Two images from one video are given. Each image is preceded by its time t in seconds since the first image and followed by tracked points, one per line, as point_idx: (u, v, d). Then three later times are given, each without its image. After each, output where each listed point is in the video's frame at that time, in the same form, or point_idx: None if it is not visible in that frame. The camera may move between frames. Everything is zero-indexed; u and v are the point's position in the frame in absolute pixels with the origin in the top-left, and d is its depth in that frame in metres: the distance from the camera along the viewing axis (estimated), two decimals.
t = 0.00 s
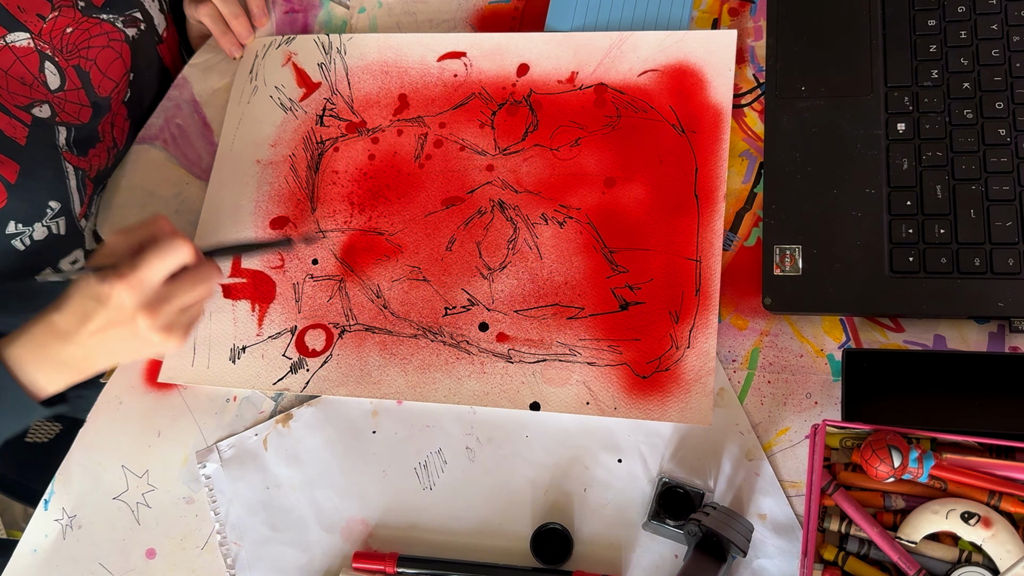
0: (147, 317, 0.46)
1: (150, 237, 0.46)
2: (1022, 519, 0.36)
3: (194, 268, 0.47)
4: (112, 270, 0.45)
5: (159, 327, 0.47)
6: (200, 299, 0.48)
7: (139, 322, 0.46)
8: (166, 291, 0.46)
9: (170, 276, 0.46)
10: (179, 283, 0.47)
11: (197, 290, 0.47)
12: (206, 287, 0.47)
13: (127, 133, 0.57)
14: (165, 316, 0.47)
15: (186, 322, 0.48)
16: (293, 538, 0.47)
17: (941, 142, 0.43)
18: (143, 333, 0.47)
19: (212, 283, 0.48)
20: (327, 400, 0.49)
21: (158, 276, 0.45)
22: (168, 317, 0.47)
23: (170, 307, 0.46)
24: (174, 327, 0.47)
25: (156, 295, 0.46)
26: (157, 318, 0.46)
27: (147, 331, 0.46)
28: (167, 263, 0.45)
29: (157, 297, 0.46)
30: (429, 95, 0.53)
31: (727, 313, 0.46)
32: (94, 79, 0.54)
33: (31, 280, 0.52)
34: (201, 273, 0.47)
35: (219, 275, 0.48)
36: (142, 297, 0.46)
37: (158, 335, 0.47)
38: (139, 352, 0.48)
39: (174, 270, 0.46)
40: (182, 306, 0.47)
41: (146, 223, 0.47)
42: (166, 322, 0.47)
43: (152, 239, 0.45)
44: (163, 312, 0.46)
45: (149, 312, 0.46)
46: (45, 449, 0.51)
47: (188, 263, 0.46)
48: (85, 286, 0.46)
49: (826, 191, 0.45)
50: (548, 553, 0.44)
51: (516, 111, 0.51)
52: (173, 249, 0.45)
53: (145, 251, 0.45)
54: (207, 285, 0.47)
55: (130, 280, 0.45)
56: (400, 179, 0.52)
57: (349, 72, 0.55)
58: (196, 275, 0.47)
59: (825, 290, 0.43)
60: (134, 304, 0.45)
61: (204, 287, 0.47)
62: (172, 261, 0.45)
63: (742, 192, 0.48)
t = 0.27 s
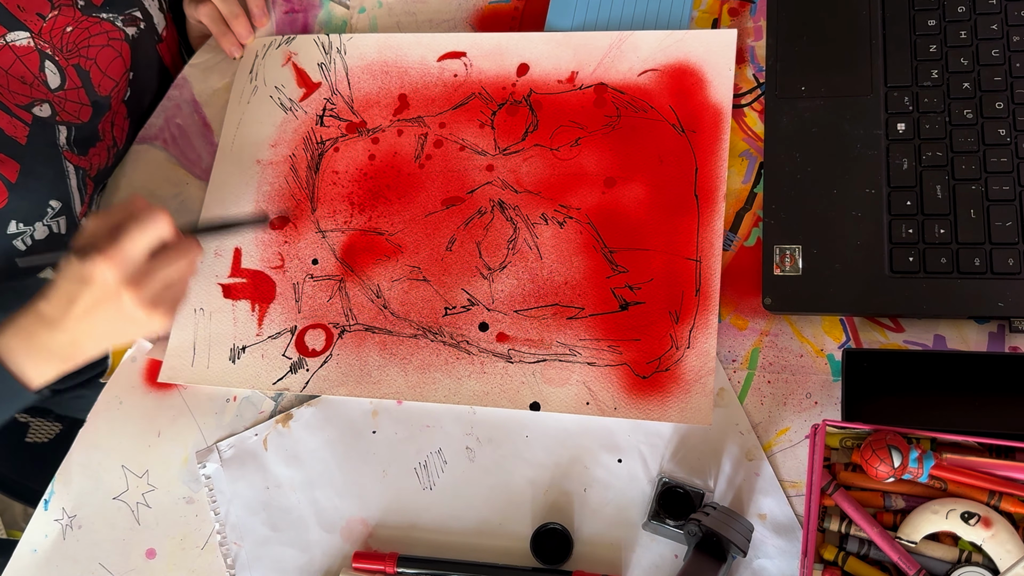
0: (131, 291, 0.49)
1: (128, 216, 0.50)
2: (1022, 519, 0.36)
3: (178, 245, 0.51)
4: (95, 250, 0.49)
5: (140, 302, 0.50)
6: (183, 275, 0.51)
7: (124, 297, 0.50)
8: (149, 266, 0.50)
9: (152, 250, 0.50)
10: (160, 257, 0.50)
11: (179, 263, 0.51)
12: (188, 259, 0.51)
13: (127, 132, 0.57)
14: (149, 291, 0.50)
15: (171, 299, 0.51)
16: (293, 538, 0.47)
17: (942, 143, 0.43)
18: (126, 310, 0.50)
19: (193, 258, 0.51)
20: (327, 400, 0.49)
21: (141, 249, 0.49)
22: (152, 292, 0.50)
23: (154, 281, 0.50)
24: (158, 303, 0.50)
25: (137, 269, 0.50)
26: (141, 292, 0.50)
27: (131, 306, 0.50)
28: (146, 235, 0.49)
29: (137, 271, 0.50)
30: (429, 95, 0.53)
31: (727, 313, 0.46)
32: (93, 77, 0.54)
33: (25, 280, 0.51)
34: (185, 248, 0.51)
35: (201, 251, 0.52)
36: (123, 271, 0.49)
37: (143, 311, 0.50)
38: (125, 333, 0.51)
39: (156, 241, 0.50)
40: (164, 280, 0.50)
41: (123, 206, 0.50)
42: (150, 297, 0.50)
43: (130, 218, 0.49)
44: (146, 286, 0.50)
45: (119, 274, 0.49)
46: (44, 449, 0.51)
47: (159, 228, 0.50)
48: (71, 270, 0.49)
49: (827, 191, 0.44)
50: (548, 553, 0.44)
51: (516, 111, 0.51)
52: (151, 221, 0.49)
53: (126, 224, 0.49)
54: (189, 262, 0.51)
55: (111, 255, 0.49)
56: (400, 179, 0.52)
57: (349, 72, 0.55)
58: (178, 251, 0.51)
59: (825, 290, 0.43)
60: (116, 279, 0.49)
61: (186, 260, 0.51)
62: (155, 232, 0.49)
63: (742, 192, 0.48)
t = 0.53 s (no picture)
0: (124, 283, 0.49)
1: (117, 212, 0.49)
2: (1022, 519, 0.36)
3: (164, 237, 0.50)
4: (83, 242, 0.48)
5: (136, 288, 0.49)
6: (175, 267, 0.51)
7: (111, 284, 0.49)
8: (142, 256, 0.50)
9: (143, 244, 0.50)
10: (152, 250, 0.50)
11: (173, 259, 0.51)
12: (173, 256, 0.51)
13: (127, 131, 0.57)
14: (141, 282, 0.50)
15: (162, 292, 0.51)
16: (293, 538, 0.47)
17: (942, 143, 0.43)
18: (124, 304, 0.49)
19: (179, 252, 0.51)
20: (327, 400, 0.49)
21: (131, 242, 0.49)
22: (144, 283, 0.50)
23: (146, 271, 0.50)
24: (157, 300, 0.50)
25: (128, 259, 0.49)
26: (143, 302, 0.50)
27: (123, 299, 0.49)
28: (138, 225, 0.48)
29: (129, 261, 0.49)
30: (429, 95, 0.53)
31: (727, 313, 0.46)
32: (94, 77, 0.54)
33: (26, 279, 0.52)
34: (174, 241, 0.50)
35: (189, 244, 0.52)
36: (115, 261, 0.49)
37: (136, 303, 0.50)
38: (127, 325, 0.50)
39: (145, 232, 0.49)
40: (159, 271, 0.50)
41: (115, 202, 0.50)
42: (145, 288, 0.50)
43: (117, 212, 0.49)
44: (139, 276, 0.49)
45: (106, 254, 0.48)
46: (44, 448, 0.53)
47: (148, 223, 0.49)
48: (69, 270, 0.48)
49: (827, 191, 0.44)
50: (548, 553, 0.44)
51: (516, 110, 0.51)
52: (141, 211, 0.48)
53: (117, 214, 0.48)
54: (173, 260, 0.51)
55: (102, 245, 0.48)
56: (400, 179, 0.52)
57: (349, 72, 0.55)
58: (163, 248, 0.50)
59: (825, 290, 0.43)
60: (107, 268, 0.49)
61: (176, 253, 0.51)
62: (144, 223, 0.49)
63: (742, 192, 0.48)
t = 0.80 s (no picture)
0: (121, 277, 0.46)
1: (110, 210, 0.46)
2: (1022, 519, 0.36)
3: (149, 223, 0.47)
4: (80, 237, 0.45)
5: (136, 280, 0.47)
6: (172, 259, 0.49)
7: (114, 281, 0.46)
8: (136, 253, 0.47)
9: (138, 239, 0.47)
10: (143, 246, 0.47)
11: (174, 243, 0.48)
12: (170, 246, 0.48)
13: (127, 132, 0.57)
14: (139, 276, 0.47)
15: (161, 285, 0.49)
16: (293, 538, 0.47)
17: (942, 142, 0.43)
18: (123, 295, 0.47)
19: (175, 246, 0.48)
20: (327, 400, 0.49)
21: (126, 234, 0.46)
22: (143, 275, 0.47)
23: (143, 266, 0.47)
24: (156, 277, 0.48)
25: (125, 254, 0.46)
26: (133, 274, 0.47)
27: (122, 294, 0.46)
28: (134, 221, 0.46)
29: (127, 255, 0.46)
30: (429, 95, 0.53)
31: (727, 313, 0.46)
32: (96, 78, 0.54)
33: (22, 280, 0.51)
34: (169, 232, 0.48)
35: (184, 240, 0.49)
36: (116, 256, 0.46)
37: (135, 298, 0.47)
38: (122, 328, 0.48)
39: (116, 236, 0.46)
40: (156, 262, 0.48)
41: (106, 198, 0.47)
42: (144, 279, 0.48)
43: (111, 207, 0.46)
44: (135, 271, 0.47)
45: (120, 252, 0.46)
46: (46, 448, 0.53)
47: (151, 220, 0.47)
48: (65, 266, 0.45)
49: (827, 191, 0.44)
50: (548, 553, 0.44)
51: (516, 110, 0.51)
52: (134, 203, 0.46)
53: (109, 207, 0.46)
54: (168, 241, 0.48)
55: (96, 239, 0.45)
56: (400, 179, 0.52)
57: (349, 72, 0.55)
58: (150, 243, 0.47)
59: (825, 290, 0.43)
60: (107, 263, 0.46)
61: (173, 246, 0.48)
62: (138, 215, 0.46)
63: (742, 192, 0.48)
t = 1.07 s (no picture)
0: (126, 280, 0.51)
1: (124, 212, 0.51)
2: (1022, 519, 0.36)
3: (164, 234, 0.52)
4: (83, 241, 0.51)
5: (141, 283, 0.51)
6: (175, 262, 0.52)
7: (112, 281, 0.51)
8: (144, 253, 0.52)
9: (142, 239, 0.52)
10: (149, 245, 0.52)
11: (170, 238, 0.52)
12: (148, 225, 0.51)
13: (128, 132, 0.57)
14: (144, 280, 0.51)
15: (164, 289, 0.52)
16: (293, 538, 0.47)
17: (942, 142, 0.43)
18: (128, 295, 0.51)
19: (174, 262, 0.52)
20: (327, 400, 0.49)
21: (128, 236, 0.51)
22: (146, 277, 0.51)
23: (147, 268, 0.51)
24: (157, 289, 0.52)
25: (131, 257, 0.51)
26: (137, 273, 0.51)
27: (127, 297, 0.51)
28: (136, 222, 0.51)
29: (131, 258, 0.51)
30: (429, 95, 0.53)
31: (727, 313, 0.46)
32: (96, 78, 0.54)
33: (25, 280, 0.52)
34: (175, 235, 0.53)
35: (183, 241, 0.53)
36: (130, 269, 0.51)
37: (138, 302, 0.51)
38: (122, 329, 0.51)
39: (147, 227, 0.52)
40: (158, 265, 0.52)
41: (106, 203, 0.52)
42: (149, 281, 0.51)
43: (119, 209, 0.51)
44: (140, 274, 0.51)
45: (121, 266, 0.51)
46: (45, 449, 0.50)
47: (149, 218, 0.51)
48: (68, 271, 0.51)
49: (827, 191, 0.44)
50: (547, 553, 0.44)
51: (516, 110, 0.51)
52: (139, 206, 0.51)
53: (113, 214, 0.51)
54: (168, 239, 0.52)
55: (103, 243, 0.50)
56: (400, 179, 0.52)
57: (349, 72, 0.55)
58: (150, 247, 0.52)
59: (825, 290, 0.43)
60: (112, 267, 0.51)
61: (175, 249, 0.52)
62: (141, 218, 0.51)
63: (742, 192, 0.48)
